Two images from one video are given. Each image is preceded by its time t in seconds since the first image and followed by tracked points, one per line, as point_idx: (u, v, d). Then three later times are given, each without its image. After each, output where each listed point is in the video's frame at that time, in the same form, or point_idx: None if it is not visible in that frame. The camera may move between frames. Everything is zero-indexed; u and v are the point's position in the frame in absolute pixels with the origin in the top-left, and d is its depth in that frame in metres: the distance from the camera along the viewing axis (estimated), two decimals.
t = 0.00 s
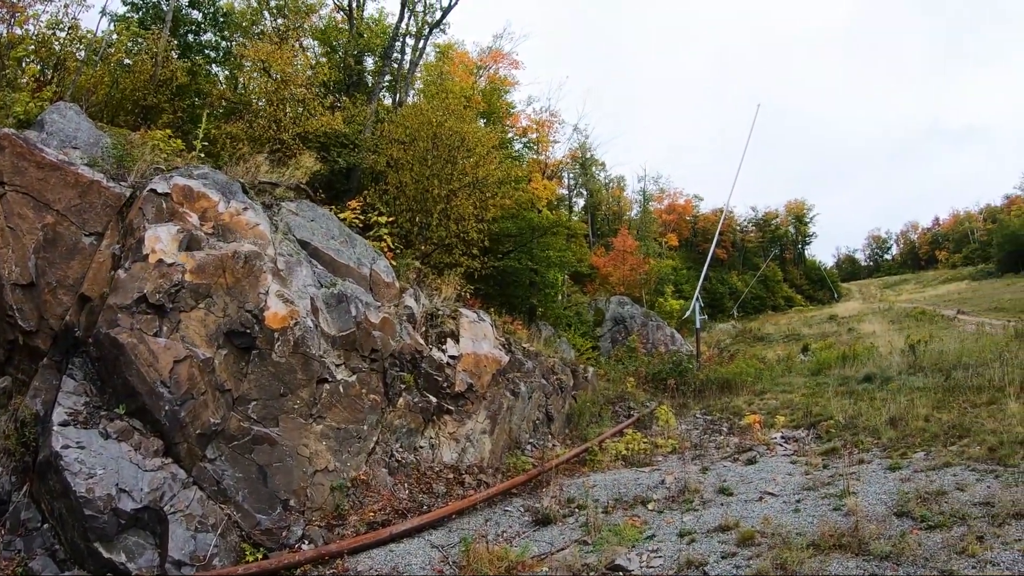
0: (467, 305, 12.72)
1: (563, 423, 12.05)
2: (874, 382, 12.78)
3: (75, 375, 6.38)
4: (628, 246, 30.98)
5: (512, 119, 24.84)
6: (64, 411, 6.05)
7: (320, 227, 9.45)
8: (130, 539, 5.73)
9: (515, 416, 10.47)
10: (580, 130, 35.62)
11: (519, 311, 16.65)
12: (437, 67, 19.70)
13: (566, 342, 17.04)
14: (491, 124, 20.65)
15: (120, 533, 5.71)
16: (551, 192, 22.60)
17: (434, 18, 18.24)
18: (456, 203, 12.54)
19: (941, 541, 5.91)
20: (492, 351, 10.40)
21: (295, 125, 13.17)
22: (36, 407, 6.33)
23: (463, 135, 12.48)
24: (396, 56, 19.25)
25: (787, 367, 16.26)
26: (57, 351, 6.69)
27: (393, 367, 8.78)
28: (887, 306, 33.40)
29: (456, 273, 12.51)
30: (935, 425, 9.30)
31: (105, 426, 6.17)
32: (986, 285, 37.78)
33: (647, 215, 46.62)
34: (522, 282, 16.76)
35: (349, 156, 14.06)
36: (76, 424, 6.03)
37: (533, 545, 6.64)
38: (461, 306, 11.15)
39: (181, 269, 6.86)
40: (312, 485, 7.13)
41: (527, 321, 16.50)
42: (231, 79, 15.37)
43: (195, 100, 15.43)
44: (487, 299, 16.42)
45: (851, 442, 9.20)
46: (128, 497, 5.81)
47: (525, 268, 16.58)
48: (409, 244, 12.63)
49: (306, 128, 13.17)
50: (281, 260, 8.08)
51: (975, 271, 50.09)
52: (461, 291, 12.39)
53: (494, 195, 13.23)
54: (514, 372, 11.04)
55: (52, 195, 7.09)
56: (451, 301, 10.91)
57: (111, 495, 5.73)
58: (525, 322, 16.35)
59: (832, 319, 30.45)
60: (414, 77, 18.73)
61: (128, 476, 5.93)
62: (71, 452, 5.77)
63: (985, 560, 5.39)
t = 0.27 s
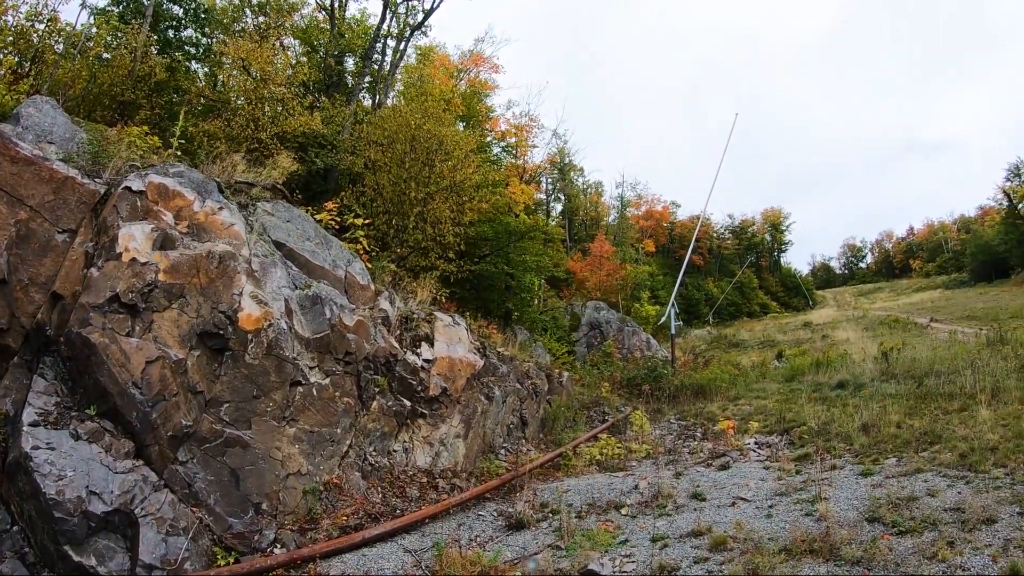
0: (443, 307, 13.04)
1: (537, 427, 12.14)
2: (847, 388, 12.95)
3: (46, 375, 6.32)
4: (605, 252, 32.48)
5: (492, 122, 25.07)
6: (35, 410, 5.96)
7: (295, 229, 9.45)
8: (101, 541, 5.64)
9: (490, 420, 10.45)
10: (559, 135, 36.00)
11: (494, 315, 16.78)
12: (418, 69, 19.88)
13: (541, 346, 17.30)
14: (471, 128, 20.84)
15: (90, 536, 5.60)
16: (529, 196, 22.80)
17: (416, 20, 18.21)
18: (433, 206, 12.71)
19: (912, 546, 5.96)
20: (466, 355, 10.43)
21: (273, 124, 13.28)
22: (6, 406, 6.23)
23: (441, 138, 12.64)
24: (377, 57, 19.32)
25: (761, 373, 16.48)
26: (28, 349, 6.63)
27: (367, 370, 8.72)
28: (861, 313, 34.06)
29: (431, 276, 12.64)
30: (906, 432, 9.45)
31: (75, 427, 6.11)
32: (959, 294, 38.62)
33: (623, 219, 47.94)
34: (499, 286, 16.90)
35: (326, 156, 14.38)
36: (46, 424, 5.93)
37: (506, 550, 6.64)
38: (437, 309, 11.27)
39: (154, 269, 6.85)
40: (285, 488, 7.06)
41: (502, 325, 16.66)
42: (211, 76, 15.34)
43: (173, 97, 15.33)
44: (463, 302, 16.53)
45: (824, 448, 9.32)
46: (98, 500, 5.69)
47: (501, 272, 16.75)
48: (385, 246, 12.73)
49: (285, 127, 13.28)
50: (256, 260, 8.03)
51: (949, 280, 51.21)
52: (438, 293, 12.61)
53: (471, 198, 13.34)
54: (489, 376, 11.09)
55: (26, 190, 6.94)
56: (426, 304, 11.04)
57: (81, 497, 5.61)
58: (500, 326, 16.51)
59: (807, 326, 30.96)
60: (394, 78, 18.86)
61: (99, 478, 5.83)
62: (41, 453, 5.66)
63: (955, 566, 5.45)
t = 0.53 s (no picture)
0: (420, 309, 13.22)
1: (513, 430, 12.19)
2: (822, 394, 13.11)
3: (18, 373, 6.21)
4: (584, 256, 33.23)
5: (473, 124, 25.24)
6: (7, 409, 5.86)
7: (273, 229, 9.42)
8: (74, 543, 5.55)
9: (466, 423, 10.47)
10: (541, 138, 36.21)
11: (471, 318, 16.85)
12: (400, 69, 20.06)
13: (518, 349, 17.49)
14: (451, 130, 20.88)
15: (63, 538, 5.51)
16: (509, 200, 22.95)
17: (399, 20, 18.19)
18: (412, 208, 12.73)
19: (886, 550, 6.02)
20: (443, 358, 10.55)
21: (253, 123, 13.38)
22: None
23: (421, 140, 12.65)
24: (359, 58, 19.37)
25: (738, 378, 16.66)
26: None
27: (343, 371, 8.71)
28: (838, 319, 34.59)
29: (408, 278, 12.66)
30: (881, 437, 9.57)
31: (48, 427, 6.01)
32: (935, 301, 39.33)
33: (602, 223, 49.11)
34: (477, 288, 16.96)
35: (304, 156, 14.54)
36: (19, 423, 5.83)
37: (481, 553, 6.63)
38: (414, 312, 11.47)
39: (130, 268, 6.76)
40: (260, 490, 7.00)
41: (479, 328, 16.74)
42: (192, 72, 15.26)
43: (153, 93, 15.22)
44: (440, 304, 16.51)
45: (799, 452, 9.43)
46: (71, 500, 5.60)
47: (479, 275, 16.77)
48: (362, 247, 12.72)
49: (265, 126, 13.42)
50: (233, 260, 7.98)
51: (925, 288, 52.14)
52: (415, 295, 12.63)
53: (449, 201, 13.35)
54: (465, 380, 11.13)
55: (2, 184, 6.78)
56: (403, 305, 11.16)
57: (54, 498, 5.52)
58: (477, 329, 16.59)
59: (785, 332, 31.38)
60: (375, 79, 19.05)
61: (72, 479, 5.73)
62: (13, 453, 5.57)
63: (928, 569, 5.51)
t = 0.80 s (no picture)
0: (399, 310, 13.28)
1: (492, 432, 12.19)
2: (800, 397, 13.26)
3: None
4: (564, 258, 33.95)
5: (456, 125, 25.28)
6: None
7: (253, 227, 9.36)
8: (49, 544, 5.40)
9: (444, 424, 10.47)
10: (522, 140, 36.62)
11: (451, 319, 16.95)
12: (384, 68, 20.07)
13: (498, 351, 17.59)
14: (435, 130, 20.93)
15: (38, 538, 5.36)
16: (491, 202, 22.79)
17: (385, 19, 18.13)
18: (392, 209, 12.73)
19: (861, 553, 6.08)
20: (422, 359, 10.57)
21: (235, 120, 13.36)
22: None
23: (403, 139, 12.66)
24: (343, 56, 19.33)
25: (716, 381, 16.82)
26: None
27: (321, 372, 8.66)
28: (817, 324, 35.04)
29: (387, 278, 12.66)
30: (858, 440, 9.69)
31: (23, 426, 5.90)
32: (912, 307, 39.97)
33: (583, 226, 50.01)
34: (457, 289, 17.06)
35: (286, 154, 14.57)
36: None
37: (459, 554, 6.62)
38: (394, 312, 11.43)
39: (107, 265, 6.68)
40: (237, 490, 6.93)
41: (458, 329, 16.83)
42: (175, 67, 15.13)
43: (134, 87, 15.09)
44: (420, 305, 16.51)
45: (777, 455, 9.52)
46: (47, 500, 5.47)
47: (459, 275, 16.87)
48: (342, 248, 12.69)
49: (247, 123, 13.39)
50: (212, 258, 7.91)
51: (904, 293, 52.98)
52: (394, 296, 12.58)
53: (431, 202, 13.36)
54: (445, 381, 11.12)
55: None
56: (383, 305, 11.16)
57: (30, 497, 5.39)
58: (456, 329, 16.69)
59: (764, 336, 31.73)
60: (358, 77, 19.05)
61: (48, 479, 5.61)
62: None
63: (903, 571, 5.57)
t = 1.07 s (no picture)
0: (380, 310, 13.31)
1: (472, 433, 12.19)
2: (779, 400, 13.41)
3: None
4: (546, 259, 34.44)
5: (440, 125, 25.24)
6: None
7: (233, 225, 9.28)
8: (25, 544, 5.35)
9: (425, 425, 10.45)
10: (506, 141, 36.87)
11: (433, 320, 17.04)
12: (369, 67, 20.04)
13: (479, 351, 17.65)
14: (419, 130, 20.94)
15: (14, 538, 5.31)
16: (473, 203, 22.63)
17: (371, 18, 18.08)
18: (374, 208, 12.70)
19: (838, 555, 6.14)
20: (402, 360, 10.54)
21: (218, 116, 13.30)
22: None
23: (386, 139, 12.66)
24: (328, 53, 19.28)
25: (697, 383, 16.95)
26: None
27: (301, 371, 8.61)
28: (797, 328, 35.46)
29: (369, 278, 12.65)
30: (836, 443, 9.79)
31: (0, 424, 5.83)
32: (892, 311, 40.58)
33: (566, 227, 50.59)
34: (439, 290, 17.15)
35: (269, 152, 14.53)
36: None
37: (437, 555, 6.60)
38: (374, 312, 11.37)
39: (87, 261, 6.59)
40: (215, 490, 6.86)
41: (440, 330, 16.87)
42: (159, 61, 14.98)
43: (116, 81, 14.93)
44: (401, 305, 16.55)
45: (756, 458, 9.62)
46: (23, 500, 5.42)
47: (441, 275, 16.94)
48: (324, 247, 12.64)
49: (230, 120, 13.33)
50: (192, 256, 7.83)
51: (884, 298, 53.76)
52: (375, 296, 12.57)
53: (413, 202, 13.37)
54: (425, 382, 11.11)
55: None
56: (364, 305, 11.13)
57: (6, 497, 5.33)
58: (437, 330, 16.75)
59: (745, 339, 32.07)
60: (343, 75, 19.00)
61: (24, 478, 5.55)
62: None
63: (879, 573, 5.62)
